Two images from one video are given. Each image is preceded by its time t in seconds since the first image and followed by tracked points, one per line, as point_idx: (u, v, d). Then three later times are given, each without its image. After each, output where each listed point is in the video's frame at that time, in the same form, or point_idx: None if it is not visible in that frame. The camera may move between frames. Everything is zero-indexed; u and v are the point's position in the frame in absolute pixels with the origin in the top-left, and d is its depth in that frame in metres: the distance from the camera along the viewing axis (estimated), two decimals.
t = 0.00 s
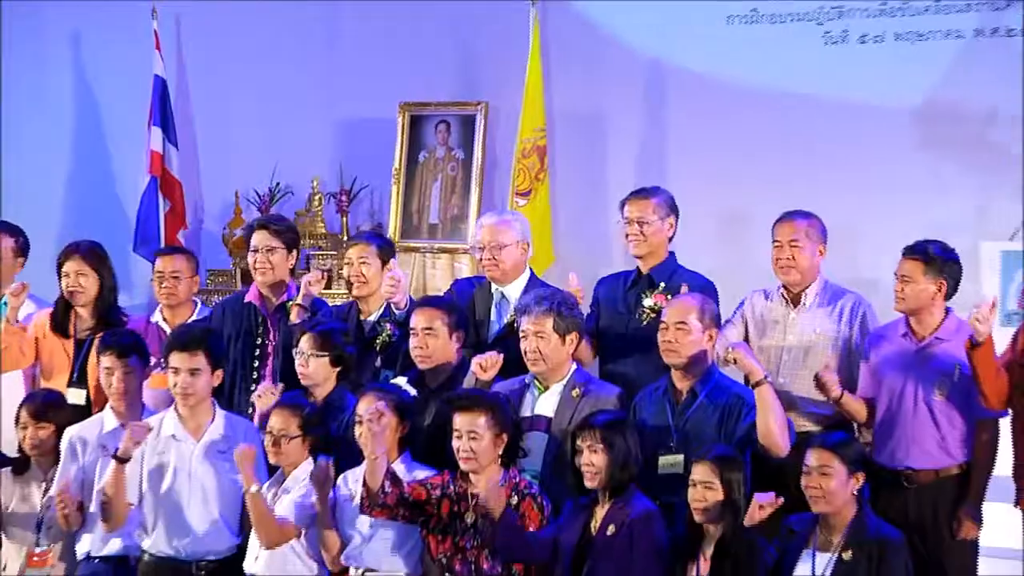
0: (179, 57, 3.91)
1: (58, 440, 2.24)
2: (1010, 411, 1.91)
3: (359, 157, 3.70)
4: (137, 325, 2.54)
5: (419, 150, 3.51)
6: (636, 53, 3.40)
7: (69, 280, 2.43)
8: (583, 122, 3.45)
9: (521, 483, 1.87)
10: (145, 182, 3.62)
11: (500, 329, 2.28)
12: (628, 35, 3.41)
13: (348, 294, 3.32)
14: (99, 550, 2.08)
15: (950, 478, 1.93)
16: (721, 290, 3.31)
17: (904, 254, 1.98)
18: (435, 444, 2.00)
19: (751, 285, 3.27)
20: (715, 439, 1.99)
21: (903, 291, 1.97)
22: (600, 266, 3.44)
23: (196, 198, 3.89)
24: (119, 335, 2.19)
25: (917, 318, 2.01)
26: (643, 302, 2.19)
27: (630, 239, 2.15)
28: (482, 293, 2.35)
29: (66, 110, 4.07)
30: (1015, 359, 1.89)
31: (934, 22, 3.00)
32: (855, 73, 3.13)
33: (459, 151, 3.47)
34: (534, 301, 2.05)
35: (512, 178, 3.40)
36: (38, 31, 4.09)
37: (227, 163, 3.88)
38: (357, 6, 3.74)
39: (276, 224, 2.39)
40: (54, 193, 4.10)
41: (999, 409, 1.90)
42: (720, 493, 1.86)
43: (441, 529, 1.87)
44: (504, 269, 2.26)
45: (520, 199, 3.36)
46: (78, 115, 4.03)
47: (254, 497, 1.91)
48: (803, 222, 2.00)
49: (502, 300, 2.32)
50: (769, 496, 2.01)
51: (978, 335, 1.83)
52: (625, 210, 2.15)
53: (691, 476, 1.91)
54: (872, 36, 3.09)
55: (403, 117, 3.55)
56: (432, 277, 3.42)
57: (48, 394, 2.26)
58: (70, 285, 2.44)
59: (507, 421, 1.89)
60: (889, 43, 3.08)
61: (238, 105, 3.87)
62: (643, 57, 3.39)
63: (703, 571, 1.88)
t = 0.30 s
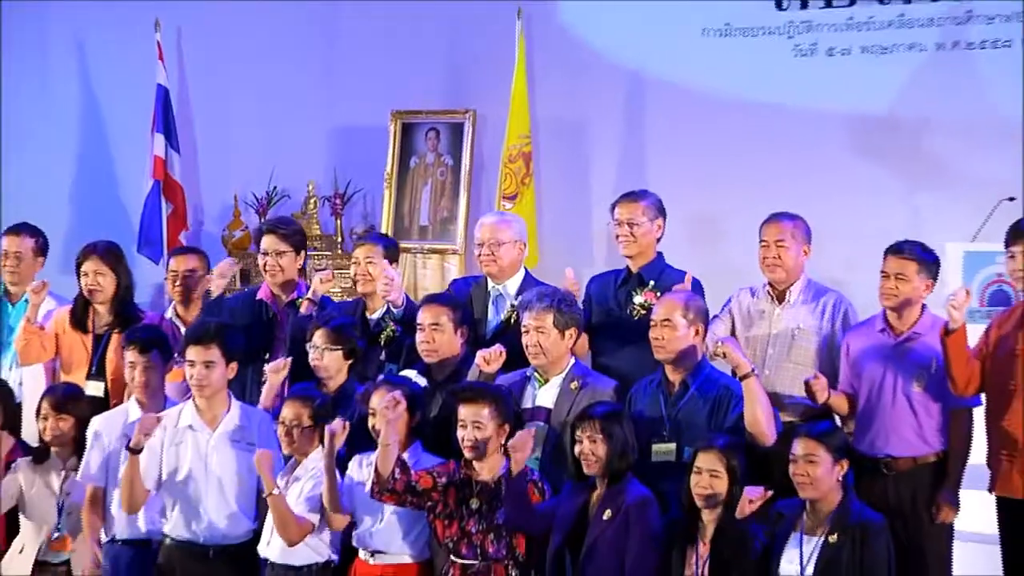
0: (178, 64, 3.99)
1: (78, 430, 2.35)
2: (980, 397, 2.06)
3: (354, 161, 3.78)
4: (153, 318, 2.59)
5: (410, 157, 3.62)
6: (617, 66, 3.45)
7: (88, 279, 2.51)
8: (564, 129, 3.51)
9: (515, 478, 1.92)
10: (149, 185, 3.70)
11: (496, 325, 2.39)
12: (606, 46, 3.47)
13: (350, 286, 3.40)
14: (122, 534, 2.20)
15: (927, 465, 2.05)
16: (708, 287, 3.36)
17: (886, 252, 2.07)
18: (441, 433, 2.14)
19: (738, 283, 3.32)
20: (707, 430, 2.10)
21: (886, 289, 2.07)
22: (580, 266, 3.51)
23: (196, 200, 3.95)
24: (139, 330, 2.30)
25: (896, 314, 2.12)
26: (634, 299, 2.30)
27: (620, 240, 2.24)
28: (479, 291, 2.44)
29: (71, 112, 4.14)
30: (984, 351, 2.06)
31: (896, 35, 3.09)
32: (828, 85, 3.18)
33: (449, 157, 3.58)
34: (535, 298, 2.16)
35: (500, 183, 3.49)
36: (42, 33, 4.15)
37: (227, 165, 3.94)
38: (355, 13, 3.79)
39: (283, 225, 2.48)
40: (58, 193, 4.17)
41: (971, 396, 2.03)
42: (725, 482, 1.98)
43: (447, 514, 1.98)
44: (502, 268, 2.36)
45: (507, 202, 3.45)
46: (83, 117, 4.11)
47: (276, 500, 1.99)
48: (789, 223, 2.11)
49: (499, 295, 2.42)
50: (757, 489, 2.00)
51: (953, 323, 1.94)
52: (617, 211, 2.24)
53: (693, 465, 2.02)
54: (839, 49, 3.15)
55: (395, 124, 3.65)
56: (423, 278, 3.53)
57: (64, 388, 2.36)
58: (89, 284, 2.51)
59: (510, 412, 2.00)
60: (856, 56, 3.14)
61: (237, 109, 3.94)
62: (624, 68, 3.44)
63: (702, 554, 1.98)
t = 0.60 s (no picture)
0: (184, 70, 4.10)
1: (98, 422, 2.45)
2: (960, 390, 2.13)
3: (352, 165, 3.88)
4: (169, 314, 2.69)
5: (406, 161, 3.74)
6: (604, 76, 3.57)
7: (108, 278, 2.62)
8: (553, 136, 3.62)
9: (527, 453, 2.04)
10: (156, 189, 3.81)
11: (497, 323, 2.47)
12: (595, 57, 3.59)
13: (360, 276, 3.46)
14: (146, 520, 2.32)
15: (911, 455, 2.14)
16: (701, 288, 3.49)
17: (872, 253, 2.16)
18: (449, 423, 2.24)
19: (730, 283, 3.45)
20: (702, 421, 2.20)
21: (874, 289, 2.16)
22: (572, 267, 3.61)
23: (200, 204, 4.06)
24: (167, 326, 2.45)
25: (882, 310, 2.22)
26: (629, 297, 2.40)
27: (615, 240, 2.33)
28: (481, 289, 2.53)
29: (75, 116, 4.22)
30: (966, 345, 2.20)
31: (872, 46, 3.23)
32: (811, 92, 3.31)
33: (442, 162, 3.70)
34: (541, 295, 2.26)
35: (492, 187, 3.60)
36: (48, 38, 4.26)
37: (230, 168, 4.05)
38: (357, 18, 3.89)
39: (297, 227, 2.60)
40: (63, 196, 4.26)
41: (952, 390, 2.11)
42: (727, 473, 2.08)
43: (455, 502, 2.07)
44: (505, 265, 2.46)
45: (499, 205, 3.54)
46: (89, 120, 4.21)
47: (289, 490, 2.10)
48: (779, 224, 2.20)
49: (499, 294, 2.52)
50: (754, 482, 2.09)
51: (940, 319, 2.02)
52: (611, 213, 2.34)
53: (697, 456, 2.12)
54: (816, 59, 3.30)
55: (391, 131, 3.76)
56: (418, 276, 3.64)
57: (83, 381, 2.49)
58: (109, 283, 2.62)
59: (515, 404, 2.09)
60: (832, 67, 3.29)
61: (238, 116, 4.04)
62: (610, 77, 3.57)
63: (703, 536, 2.10)
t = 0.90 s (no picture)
0: (200, 82, 4.30)
1: (131, 413, 2.62)
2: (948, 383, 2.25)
3: (359, 170, 4.10)
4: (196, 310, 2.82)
5: (411, 166, 3.95)
6: (601, 86, 3.83)
7: (140, 276, 2.74)
8: (552, 142, 3.88)
9: (543, 435, 2.18)
10: (174, 192, 4.01)
11: (509, 318, 2.59)
12: (594, 69, 3.84)
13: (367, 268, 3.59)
14: (177, 506, 2.46)
15: (902, 444, 2.26)
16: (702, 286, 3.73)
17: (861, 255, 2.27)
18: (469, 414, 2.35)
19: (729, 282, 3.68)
20: (706, 411, 2.32)
21: (865, 288, 2.27)
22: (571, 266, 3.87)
23: (216, 206, 4.27)
24: (196, 320, 2.58)
25: (875, 308, 2.33)
26: (634, 294, 2.54)
27: (621, 241, 2.44)
28: (493, 287, 2.64)
29: (95, 123, 4.46)
30: (954, 340, 2.34)
31: (853, 58, 3.49)
32: (797, 99, 3.58)
33: (446, 166, 3.92)
34: (555, 293, 2.38)
35: (493, 190, 3.83)
36: (69, 48, 4.47)
37: (245, 172, 4.27)
38: (359, 19, 4.12)
39: (319, 226, 2.69)
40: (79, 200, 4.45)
41: (941, 382, 2.23)
42: (738, 461, 2.23)
43: (473, 489, 2.20)
44: (516, 263, 2.58)
45: (500, 207, 3.78)
46: (109, 127, 4.43)
47: (321, 475, 2.22)
48: (775, 225, 2.31)
49: (511, 292, 2.63)
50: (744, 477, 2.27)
51: (930, 316, 2.17)
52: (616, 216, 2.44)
53: (708, 443, 2.25)
54: (802, 69, 3.56)
55: (398, 137, 3.99)
56: (423, 276, 3.83)
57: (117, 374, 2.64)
58: (141, 281, 2.75)
59: (528, 395, 2.22)
60: (817, 76, 3.55)
61: (249, 123, 4.27)
62: (606, 86, 3.82)
63: (711, 520, 2.24)
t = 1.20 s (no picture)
0: (204, 87, 4.18)
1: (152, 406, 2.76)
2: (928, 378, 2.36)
3: (359, 172, 3.99)
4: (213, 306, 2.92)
5: (408, 171, 3.86)
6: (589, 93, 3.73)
7: (156, 277, 2.86)
8: (544, 150, 3.79)
9: (545, 422, 2.29)
10: (179, 196, 3.89)
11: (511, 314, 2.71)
12: (586, 73, 3.74)
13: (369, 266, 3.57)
14: (193, 495, 2.58)
15: (887, 434, 2.37)
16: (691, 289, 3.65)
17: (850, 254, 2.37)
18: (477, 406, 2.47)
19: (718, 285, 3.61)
20: (701, 403, 2.43)
21: (853, 286, 2.38)
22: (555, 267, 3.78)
23: (219, 208, 4.15)
24: (212, 318, 2.67)
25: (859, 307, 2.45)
26: (631, 292, 2.65)
27: (617, 241, 2.55)
28: (495, 285, 2.76)
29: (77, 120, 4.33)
30: (936, 336, 2.44)
31: (830, 67, 3.43)
32: (788, 105, 3.50)
33: (442, 171, 3.83)
34: (561, 292, 2.50)
35: (487, 194, 3.75)
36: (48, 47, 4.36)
37: (239, 175, 4.15)
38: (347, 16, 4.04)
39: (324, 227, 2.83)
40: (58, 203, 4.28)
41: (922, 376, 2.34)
42: (733, 451, 2.32)
43: (479, 478, 2.32)
44: (518, 263, 2.68)
45: (493, 211, 3.70)
46: (100, 129, 4.31)
47: (339, 447, 2.36)
48: (765, 227, 2.41)
49: (513, 290, 2.75)
50: (764, 446, 2.38)
51: (914, 313, 2.27)
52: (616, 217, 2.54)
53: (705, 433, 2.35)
54: (780, 79, 3.50)
55: (394, 143, 3.88)
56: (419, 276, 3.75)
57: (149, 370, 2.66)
58: (159, 280, 2.87)
59: (529, 388, 2.33)
60: (795, 87, 3.49)
61: (247, 124, 4.15)
62: (592, 94, 3.73)
63: (709, 505, 2.35)
